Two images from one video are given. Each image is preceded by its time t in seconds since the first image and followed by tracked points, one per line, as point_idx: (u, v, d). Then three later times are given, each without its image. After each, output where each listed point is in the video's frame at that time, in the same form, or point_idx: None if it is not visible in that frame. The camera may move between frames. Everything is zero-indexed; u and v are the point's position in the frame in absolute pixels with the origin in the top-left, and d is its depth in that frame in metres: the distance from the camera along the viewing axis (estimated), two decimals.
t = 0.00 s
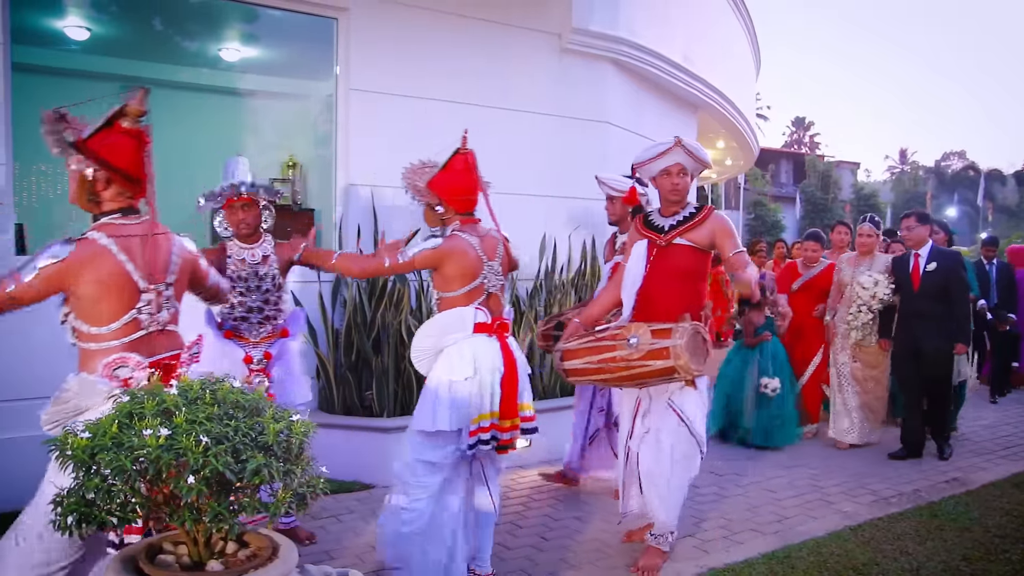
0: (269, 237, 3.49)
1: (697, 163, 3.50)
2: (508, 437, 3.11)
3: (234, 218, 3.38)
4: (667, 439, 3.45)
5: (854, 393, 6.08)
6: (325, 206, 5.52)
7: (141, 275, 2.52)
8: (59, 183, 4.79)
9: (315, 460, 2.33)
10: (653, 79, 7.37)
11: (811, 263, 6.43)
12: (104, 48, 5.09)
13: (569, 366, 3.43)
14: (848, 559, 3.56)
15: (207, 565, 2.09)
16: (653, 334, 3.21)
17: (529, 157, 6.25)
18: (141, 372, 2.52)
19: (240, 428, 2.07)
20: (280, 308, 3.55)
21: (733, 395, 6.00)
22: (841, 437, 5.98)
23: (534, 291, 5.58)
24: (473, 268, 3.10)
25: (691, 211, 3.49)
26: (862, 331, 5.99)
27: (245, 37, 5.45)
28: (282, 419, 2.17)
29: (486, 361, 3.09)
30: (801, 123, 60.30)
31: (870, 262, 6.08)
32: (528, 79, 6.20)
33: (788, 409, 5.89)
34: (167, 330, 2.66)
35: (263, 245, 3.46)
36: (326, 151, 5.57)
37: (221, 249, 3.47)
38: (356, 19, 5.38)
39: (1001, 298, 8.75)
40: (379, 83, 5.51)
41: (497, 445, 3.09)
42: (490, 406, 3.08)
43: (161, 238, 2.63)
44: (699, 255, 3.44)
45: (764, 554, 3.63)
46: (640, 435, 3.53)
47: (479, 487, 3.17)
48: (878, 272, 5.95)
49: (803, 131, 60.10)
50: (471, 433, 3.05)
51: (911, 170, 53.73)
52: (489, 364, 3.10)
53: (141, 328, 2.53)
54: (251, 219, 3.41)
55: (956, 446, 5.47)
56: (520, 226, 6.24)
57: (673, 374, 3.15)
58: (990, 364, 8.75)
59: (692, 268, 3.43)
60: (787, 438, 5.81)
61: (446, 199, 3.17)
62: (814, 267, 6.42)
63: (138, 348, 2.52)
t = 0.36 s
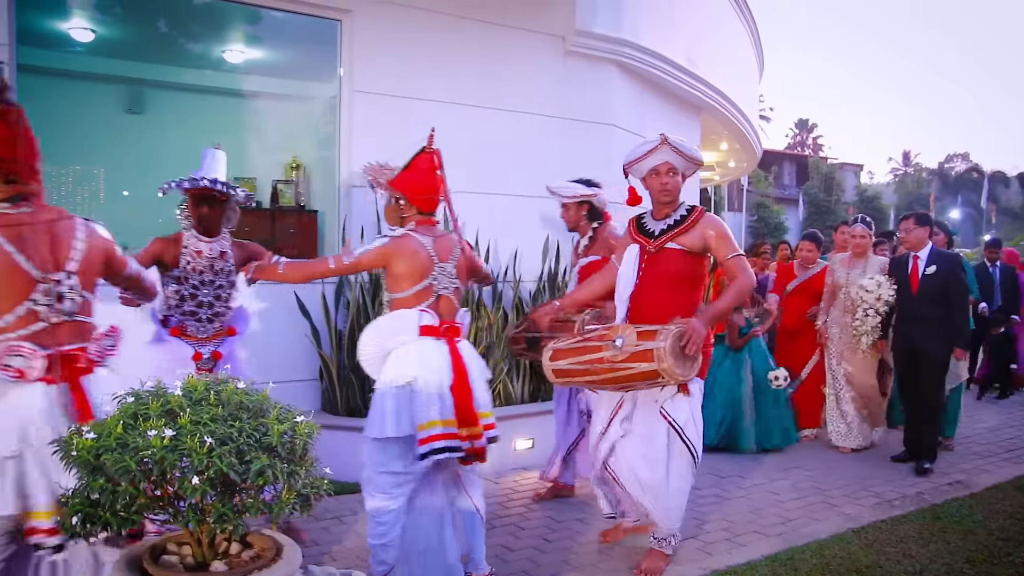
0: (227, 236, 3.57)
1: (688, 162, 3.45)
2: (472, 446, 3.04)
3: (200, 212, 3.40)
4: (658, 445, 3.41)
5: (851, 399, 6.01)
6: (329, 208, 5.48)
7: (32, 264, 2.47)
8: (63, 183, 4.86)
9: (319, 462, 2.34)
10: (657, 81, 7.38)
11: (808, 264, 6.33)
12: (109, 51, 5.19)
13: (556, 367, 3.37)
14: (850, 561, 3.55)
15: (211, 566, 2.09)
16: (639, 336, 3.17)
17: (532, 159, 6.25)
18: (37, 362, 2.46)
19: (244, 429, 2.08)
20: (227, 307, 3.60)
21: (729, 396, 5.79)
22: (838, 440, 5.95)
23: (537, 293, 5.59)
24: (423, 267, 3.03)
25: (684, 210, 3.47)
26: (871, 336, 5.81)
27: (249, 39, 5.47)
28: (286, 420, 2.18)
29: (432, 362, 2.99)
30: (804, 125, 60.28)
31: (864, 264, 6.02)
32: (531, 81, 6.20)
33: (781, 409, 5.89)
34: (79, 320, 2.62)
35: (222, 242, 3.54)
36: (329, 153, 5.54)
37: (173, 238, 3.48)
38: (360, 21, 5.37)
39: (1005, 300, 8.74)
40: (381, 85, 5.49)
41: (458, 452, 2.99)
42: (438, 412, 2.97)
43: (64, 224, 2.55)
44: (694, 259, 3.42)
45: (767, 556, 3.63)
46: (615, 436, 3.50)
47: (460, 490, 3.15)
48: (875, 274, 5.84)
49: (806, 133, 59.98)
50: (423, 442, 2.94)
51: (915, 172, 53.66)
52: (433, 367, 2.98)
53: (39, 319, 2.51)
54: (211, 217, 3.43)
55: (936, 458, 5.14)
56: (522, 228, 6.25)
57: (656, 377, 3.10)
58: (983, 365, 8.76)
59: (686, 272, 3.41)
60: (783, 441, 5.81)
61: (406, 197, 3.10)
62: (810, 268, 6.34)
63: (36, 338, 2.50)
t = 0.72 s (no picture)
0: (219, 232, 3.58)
1: (650, 165, 3.35)
2: (411, 456, 3.01)
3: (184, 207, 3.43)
4: (651, 451, 3.37)
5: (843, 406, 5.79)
6: (332, 211, 5.61)
7: None
8: (65, 185, 4.86)
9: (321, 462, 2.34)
10: (658, 83, 7.39)
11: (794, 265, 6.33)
12: (111, 53, 5.10)
13: (540, 377, 3.35)
14: (852, 563, 3.55)
15: (213, 567, 2.09)
16: (622, 343, 3.17)
17: (533, 161, 6.26)
18: None
19: (246, 430, 2.08)
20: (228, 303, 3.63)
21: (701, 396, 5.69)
22: (834, 448, 5.68)
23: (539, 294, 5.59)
24: (403, 270, 3.03)
25: (659, 209, 3.43)
26: (867, 339, 5.65)
27: (251, 40, 5.47)
28: (288, 422, 2.18)
29: (400, 369, 3.00)
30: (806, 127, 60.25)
31: (860, 266, 5.87)
32: (533, 83, 6.21)
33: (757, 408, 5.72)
34: (35, 330, 2.61)
35: (213, 239, 3.54)
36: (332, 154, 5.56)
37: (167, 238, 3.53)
38: (361, 24, 5.41)
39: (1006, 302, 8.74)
40: (383, 87, 5.50)
41: (400, 463, 2.95)
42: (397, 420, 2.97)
43: (36, 228, 2.56)
44: (673, 259, 3.40)
45: (769, 558, 3.63)
46: (609, 447, 3.43)
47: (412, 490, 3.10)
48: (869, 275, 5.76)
49: (808, 135, 59.98)
50: (378, 449, 2.94)
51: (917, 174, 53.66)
52: (399, 377, 2.99)
53: None
54: (195, 210, 3.46)
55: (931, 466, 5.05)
56: (523, 229, 6.26)
57: (641, 384, 3.11)
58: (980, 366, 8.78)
59: (666, 273, 3.39)
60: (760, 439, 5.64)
61: (387, 189, 3.10)
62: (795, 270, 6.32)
63: None
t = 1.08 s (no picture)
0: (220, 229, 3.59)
1: (601, 164, 3.26)
2: (445, 455, 3.03)
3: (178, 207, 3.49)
4: (622, 453, 3.24)
5: (842, 408, 5.77)
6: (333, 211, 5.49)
7: None
8: (69, 184, 4.89)
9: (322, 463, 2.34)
10: (660, 82, 7.38)
11: (786, 265, 6.21)
12: (114, 52, 5.20)
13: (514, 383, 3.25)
14: (855, 563, 3.55)
15: (216, 566, 2.10)
16: (596, 343, 3.04)
17: (536, 160, 6.26)
18: None
19: (249, 430, 2.08)
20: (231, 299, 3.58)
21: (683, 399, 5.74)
22: (832, 453, 5.68)
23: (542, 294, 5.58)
24: (408, 270, 3.03)
25: (618, 206, 3.34)
26: (860, 338, 5.65)
27: (253, 40, 5.48)
28: (291, 421, 2.19)
29: (411, 371, 2.98)
30: (808, 127, 60.18)
31: (859, 265, 5.77)
32: (535, 82, 6.20)
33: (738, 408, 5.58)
34: (15, 338, 2.50)
35: (211, 235, 3.55)
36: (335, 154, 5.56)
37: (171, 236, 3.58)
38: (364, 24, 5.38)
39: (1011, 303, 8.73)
40: (387, 88, 5.50)
41: (434, 463, 2.97)
42: (417, 421, 2.95)
43: (26, 231, 2.46)
44: (637, 254, 3.30)
45: (771, 558, 3.63)
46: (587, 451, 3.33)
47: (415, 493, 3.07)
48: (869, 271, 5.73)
49: (810, 134, 59.93)
50: (401, 452, 2.90)
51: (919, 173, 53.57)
52: (413, 377, 2.98)
53: None
54: (191, 208, 3.49)
55: (934, 466, 5.04)
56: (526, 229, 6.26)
57: (619, 384, 2.98)
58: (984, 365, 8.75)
59: (631, 269, 3.29)
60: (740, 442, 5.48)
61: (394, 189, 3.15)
62: (787, 269, 6.20)
63: None
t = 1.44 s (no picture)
0: (191, 226, 3.64)
1: (584, 163, 3.26)
2: (428, 458, 3.03)
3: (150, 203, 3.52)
4: (591, 454, 3.31)
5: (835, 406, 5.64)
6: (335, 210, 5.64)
7: None
8: (70, 183, 4.85)
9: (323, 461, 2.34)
10: (662, 81, 7.37)
11: (787, 264, 6.10)
12: (116, 50, 5.18)
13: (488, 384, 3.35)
14: (856, 563, 3.55)
15: (217, 565, 2.10)
16: (563, 346, 3.12)
17: (537, 159, 6.25)
18: None
19: (250, 429, 2.08)
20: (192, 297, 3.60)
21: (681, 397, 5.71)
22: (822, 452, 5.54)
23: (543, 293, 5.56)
24: (375, 267, 3.04)
25: (598, 204, 3.34)
26: (848, 338, 5.57)
27: (254, 39, 5.48)
28: (293, 420, 2.19)
29: (384, 370, 2.97)
30: (809, 126, 60.16)
31: (858, 263, 5.65)
32: (538, 81, 6.21)
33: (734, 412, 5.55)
34: None
35: (181, 230, 3.59)
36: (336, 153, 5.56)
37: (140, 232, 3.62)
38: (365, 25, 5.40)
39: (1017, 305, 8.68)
40: (388, 86, 5.51)
41: (414, 465, 2.99)
42: (394, 423, 2.96)
43: None
44: (615, 254, 3.29)
45: (772, 558, 3.63)
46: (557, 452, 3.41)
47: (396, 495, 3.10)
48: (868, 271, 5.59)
49: (812, 133, 59.89)
50: (379, 455, 2.91)
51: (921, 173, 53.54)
52: (385, 378, 2.98)
53: None
54: (164, 204, 3.52)
55: (935, 465, 5.04)
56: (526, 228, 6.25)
57: (584, 388, 3.07)
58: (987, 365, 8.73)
59: (607, 269, 3.29)
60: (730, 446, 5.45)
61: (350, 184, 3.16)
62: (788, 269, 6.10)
63: None
